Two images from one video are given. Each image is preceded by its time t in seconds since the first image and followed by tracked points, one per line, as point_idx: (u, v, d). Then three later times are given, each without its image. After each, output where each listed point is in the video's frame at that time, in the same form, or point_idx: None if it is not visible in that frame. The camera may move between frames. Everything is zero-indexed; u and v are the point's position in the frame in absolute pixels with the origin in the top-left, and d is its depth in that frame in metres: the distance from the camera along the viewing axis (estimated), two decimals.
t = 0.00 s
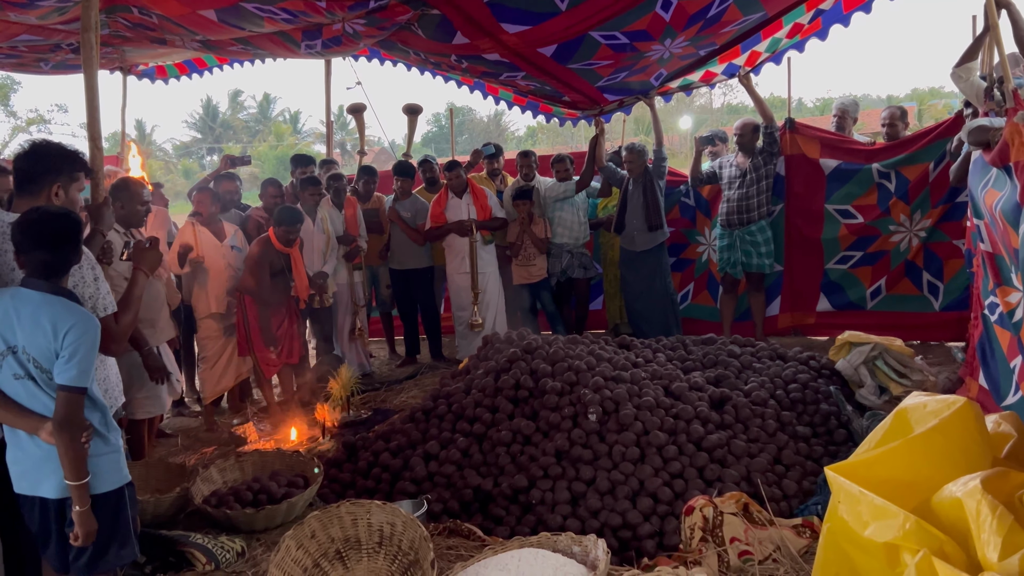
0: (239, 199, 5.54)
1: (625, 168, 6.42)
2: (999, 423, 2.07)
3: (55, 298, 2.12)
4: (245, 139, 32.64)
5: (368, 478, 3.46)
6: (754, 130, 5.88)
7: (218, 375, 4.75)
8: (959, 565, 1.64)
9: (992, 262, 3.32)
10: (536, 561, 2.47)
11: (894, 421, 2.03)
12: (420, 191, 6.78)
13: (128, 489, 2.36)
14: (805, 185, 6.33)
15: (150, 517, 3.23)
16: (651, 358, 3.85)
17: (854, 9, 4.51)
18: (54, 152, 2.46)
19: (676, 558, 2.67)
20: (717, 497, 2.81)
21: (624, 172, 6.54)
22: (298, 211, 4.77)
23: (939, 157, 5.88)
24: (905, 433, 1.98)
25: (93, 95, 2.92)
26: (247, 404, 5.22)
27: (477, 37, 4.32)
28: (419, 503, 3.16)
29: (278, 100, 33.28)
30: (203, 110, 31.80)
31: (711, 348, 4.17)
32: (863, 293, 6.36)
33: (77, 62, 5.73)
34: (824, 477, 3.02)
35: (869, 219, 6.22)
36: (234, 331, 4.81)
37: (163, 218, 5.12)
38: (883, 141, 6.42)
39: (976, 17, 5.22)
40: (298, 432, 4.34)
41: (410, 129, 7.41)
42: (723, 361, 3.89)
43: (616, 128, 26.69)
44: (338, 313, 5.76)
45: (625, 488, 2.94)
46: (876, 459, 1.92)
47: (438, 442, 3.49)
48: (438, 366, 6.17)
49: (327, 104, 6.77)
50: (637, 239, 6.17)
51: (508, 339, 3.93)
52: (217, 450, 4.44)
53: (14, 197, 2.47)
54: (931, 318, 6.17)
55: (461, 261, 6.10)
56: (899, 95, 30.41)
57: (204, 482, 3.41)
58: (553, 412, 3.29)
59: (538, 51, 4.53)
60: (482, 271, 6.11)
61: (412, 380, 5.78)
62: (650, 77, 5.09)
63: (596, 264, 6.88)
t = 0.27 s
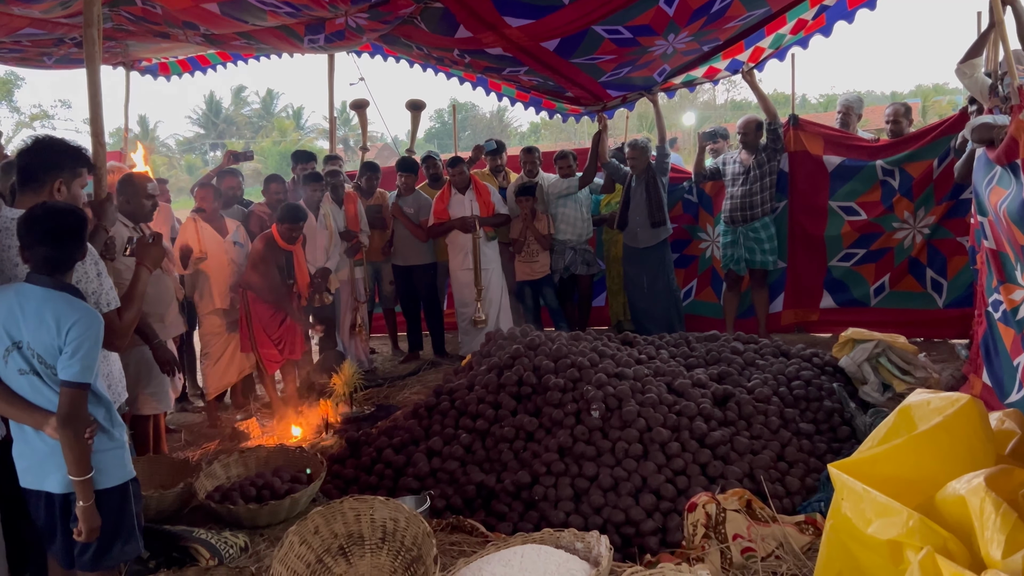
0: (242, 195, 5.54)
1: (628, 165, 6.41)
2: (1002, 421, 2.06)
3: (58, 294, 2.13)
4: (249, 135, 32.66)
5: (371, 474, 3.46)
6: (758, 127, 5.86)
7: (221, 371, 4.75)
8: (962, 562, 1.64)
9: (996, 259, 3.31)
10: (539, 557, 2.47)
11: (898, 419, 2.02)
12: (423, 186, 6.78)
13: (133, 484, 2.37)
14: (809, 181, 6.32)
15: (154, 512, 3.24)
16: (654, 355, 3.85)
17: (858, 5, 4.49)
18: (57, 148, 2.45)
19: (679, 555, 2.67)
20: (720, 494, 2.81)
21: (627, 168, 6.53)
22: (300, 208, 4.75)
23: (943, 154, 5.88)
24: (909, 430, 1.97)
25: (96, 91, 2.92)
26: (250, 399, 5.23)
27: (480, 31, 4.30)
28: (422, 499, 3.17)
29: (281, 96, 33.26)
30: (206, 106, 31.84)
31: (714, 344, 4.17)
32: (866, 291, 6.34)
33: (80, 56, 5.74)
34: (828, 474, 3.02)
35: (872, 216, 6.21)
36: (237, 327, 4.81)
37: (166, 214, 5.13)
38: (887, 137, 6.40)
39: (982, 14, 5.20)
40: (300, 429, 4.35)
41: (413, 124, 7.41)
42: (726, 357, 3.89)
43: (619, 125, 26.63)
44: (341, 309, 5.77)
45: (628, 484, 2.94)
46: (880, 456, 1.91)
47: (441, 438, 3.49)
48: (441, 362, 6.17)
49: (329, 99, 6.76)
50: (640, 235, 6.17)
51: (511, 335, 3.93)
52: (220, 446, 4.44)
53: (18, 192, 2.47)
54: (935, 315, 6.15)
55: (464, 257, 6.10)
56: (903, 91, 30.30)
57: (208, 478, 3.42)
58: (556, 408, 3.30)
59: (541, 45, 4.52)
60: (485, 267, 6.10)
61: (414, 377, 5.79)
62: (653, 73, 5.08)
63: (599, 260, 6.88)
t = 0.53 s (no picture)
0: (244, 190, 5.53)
1: (630, 161, 6.40)
2: (1006, 417, 2.06)
3: (61, 289, 2.13)
4: (251, 131, 32.68)
5: (374, 470, 3.46)
6: (761, 123, 5.85)
7: (224, 367, 4.75)
8: (966, 558, 1.64)
9: (998, 256, 3.31)
10: (542, 552, 2.48)
11: (901, 414, 2.02)
12: (425, 182, 6.77)
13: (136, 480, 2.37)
14: (812, 178, 6.30)
15: (156, 508, 3.25)
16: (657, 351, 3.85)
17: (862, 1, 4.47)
18: (58, 142, 2.44)
19: (681, 551, 2.67)
20: (722, 490, 2.82)
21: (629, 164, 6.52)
22: (302, 206, 4.70)
23: (946, 150, 5.84)
24: (912, 426, 1.97)
25: (97, 86, 2.91)
26: (253, 395, 5.24)
27: (482, 25, 4.29)
28: (424, 494, 3.17)
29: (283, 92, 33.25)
30: (208, 102, 31.86)
31: (717, 341, 4.17)
32: (869, 287, 6.33)
33: (83, 51, 5.73)
34: (830, 470, 3.02)
35: (875, 212, 6.20)
36: (239, 323, 4.81)
37: (169, 209, 5.13)
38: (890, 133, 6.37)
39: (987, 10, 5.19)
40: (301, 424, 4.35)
41: (414, 120, 7.40)
42: (729, 354, 3.88)
43: (621, 121, 26.59)
44: (343, 305, 5.77)
45: (631, 480, 2.94)
46: (884, 452, 1.91)
47: (444, 433, 3.49)
48: (443, 358, 6.17)
49: (331, 95, 6.76)
50: (642, 232, 6.17)
51: (514, 331, 3.93)
52: (223, 441, 4.45)
53: (20, 187, 2.47)
54: (938, 312, 6.14)
55: (466, 253, 6.10)
56: (906, 87, 30.22)
57: (210, 474, 3.43)
58: (558, 404, 3.30)
59: (543, 40, 4.51)
60: (488, 263, 6.10)
61: (417, 373, 5.79)
62: (656, 68, 5.07)
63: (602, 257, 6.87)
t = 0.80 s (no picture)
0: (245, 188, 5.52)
1: (631, 158, 6.39)
2: (1007, 415, 2.06)
3: (62, 286, 2.13)
4: (252, 129, 32.66)
5: (374, 467, 3.46)
6: (762, 121, 5.84)
7: (225, 365, 4.75)
8: (967, 555, 1.64)
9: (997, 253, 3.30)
10: (543, 550, 2.48)
11: (902, 412, 2.02)
12: (426, 179, 6.77)
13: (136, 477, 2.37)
14: (813, 175, 6.29)
15: (157, 505, 3.25)
16: (658, 349, 3.85)
17: None
18: (58, 140, 2.44)
19: (682, 548, 2.67)
20: (723, 487, 2.83)
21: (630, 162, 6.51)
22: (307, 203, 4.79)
23: (948, 148, 5.84)
24: (914, 424, 1.97)
25: (98, 84, 2.91)
26: (254, 392, 5.24)
27: (483, 22, 4.28)
28: (425, 492, 3.17)
29: (284, 89, 33.22)
30: (209, 100, 31.83)
31: (717, 338, 4.16)
32: (870, 285, 6.33)
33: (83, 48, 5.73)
34: (832, 468, 3.01)
35: (876, 210, 6.19)
36: (240, 320, 4.81)
37: (170, 207, 5.13)
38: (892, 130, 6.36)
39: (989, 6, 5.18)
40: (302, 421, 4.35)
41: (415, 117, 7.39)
42: (730, 351, 3.88)
43: (622, 119, 26.55)
44: (345, 302, 5.77)
45: (632, 477, 2.93)
46: (885, 449, 1.91)
47: (445, 431, 3.50)
48: (444, 356, 6.17)
49: (332, 93, 6.76)
50: (644, 229, 6.16)
51: (514, 329, 3.93)
52: (224, 438, 4.45)
53: (20, 183, 2.47)
54: (939, 309, 6.14)
55: (468, 251, 6.10)
56: (908, 85, 30.14)
57: (212, 471, 3.43)
58: (559, 402, 3.30)
59: (544, 37, 4.50)
60: (489, 261, 6.10)
61: (418, 370, 5.79)
62: (657, 65, 5.06)
63: (603, 254, 6.87)
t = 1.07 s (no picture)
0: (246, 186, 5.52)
1: (631, 157, 6.38)
2: (1008, 413, 2.06)
3: (64, 284, 2.13)
4: (252, 127, 32.64)
5: (376, 466, 3.47)
6: (763, 119, 5.83)
7: (226, 363, 4.75)
8: (968, 553, 1.63)
9: (997, 252, 3.30)
10: (545, 548, 2.48)
11: (903, 410, 2.02)
12: (427, 178, 6.77)
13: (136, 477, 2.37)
14: (814, 173, 6.28)
15: (159, 504, 3.26)
16: (659, 347, 3.85)
17: None
18: (59, 140, 2.44)
19: (683, 546, 2.68)
20: (724, 485, 2.83)
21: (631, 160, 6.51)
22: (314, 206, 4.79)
23: (949, 145, 5.84)
24: (914, 422, 1.97)
25: (99, 84, 2.91)
26: (255, 391, 5.24)
27: (483, 21, 4.28)
28: (426, 490, 3.18)
29: (284, 88, 33.20)
30: (209, 98, 31.81)
31: (719, 336, 4.16)
32: (871, 283, 6.32)
33: (84, 47, 5.73)
34: (833, 466, 3.01)
35: (876, 208, 6.19)
36: (241, 319, 4.81)
37: (171, 206, 5.13)
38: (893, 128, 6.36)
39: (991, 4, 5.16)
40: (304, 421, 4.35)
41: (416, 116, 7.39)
42: (731, 349, 3.88)
43: (623, 116, 26.53)
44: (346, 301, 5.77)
45: (633, 475, 2.93)
46: (886, 447, 1.91)
47: (446, 429, 3.50)
48: (445, 354, 6.17)
49: (332, 91, 6.76)
50: (644, 228, 6.15)
51: (515, 327, 3.93)
52: (226, 437, 4.45)
53: (21, 183, 2.47)
54: (940, 307, 6.13)
55: (469, 249, 6.10)
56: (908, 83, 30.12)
57: (213, 469, 3.44)
58: (560, 400, 3.30)
59: (544, 35, 4.50)
60: (489, 259, 6.10)
61: (419, 368, 5.79)
62: (657, 63, 5.06)
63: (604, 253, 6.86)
